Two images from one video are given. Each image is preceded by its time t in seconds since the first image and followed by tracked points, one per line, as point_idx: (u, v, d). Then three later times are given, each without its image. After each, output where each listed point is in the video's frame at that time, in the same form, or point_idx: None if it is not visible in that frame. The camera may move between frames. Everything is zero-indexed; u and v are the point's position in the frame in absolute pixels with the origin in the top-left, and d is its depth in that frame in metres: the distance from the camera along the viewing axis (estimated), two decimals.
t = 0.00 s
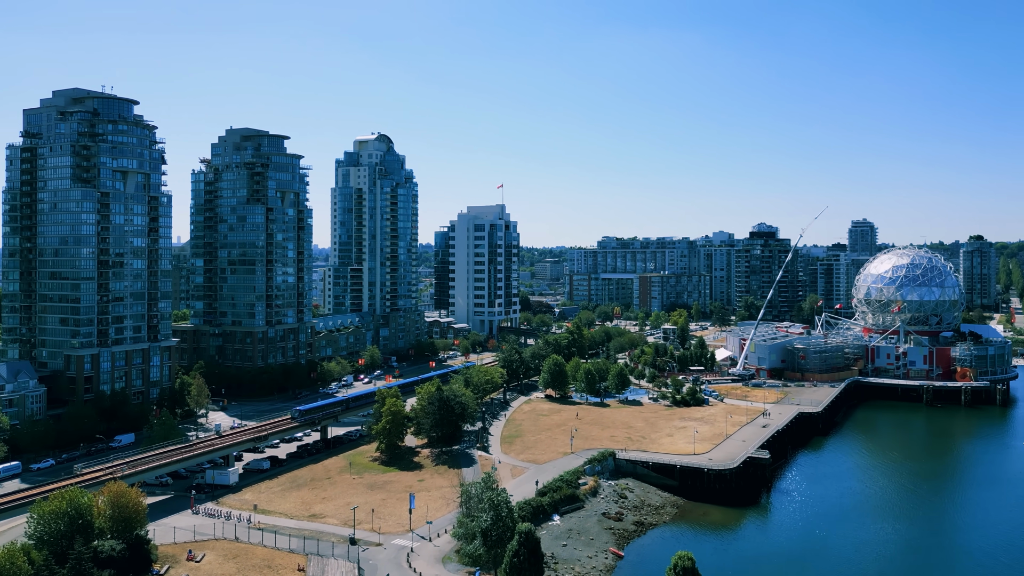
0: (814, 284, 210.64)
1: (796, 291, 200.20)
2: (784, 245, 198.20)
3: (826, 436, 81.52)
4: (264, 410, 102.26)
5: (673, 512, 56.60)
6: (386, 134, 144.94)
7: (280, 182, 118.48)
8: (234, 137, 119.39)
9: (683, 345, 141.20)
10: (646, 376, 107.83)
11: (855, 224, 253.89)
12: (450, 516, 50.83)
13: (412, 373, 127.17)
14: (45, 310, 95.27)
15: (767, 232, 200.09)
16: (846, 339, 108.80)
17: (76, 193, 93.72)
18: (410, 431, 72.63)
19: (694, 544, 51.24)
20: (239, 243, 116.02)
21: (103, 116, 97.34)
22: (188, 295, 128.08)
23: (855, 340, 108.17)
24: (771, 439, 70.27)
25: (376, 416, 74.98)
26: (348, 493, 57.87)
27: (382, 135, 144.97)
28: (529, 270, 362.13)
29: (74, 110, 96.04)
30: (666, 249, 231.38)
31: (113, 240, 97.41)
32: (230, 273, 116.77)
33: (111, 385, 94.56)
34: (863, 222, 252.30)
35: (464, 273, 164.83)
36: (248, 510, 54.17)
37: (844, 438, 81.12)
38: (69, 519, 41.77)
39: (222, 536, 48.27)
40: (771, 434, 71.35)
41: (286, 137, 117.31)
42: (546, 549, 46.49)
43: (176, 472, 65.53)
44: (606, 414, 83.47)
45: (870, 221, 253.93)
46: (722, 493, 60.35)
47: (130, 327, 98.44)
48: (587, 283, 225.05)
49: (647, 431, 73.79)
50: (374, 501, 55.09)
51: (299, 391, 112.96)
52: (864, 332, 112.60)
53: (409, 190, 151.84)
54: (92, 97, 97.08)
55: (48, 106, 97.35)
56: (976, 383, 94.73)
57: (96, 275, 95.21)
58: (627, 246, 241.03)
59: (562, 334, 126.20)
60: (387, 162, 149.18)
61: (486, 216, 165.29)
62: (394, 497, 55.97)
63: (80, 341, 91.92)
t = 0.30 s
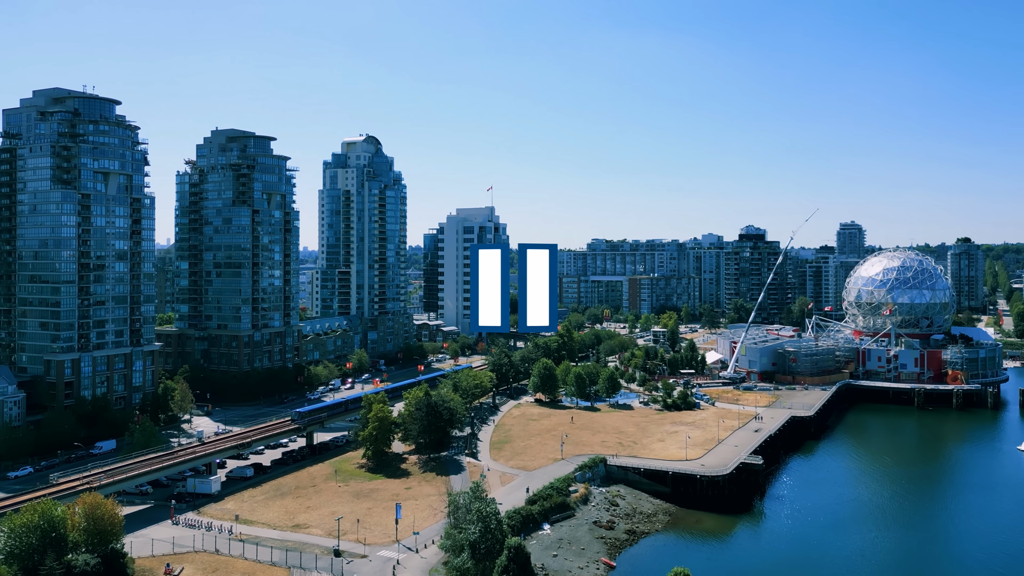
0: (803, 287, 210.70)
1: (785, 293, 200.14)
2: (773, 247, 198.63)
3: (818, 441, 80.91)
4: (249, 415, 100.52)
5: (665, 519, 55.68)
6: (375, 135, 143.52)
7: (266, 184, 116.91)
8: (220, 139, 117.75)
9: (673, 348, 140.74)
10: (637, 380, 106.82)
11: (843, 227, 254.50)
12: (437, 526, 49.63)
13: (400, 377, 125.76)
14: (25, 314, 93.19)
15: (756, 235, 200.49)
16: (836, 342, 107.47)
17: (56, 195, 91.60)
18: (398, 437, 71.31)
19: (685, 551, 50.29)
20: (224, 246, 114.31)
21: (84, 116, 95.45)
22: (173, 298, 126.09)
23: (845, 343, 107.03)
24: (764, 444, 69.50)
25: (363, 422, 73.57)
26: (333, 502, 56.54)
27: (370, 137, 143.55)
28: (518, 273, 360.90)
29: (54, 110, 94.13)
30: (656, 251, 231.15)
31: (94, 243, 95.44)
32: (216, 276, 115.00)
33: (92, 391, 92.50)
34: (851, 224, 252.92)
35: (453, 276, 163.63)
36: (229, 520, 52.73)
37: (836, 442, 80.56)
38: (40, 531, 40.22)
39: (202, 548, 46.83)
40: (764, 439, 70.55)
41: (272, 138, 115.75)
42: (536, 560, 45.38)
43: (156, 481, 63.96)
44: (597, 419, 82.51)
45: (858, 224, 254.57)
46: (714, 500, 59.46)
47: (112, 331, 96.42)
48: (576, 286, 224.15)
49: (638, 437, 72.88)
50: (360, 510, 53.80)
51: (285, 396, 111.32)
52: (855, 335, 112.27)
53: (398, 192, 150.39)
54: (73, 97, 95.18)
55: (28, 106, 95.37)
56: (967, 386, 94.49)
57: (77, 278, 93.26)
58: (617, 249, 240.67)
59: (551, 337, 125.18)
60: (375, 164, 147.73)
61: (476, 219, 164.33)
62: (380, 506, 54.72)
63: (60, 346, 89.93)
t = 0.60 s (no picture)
0: (793, 289, 210.72)
1: (776, 295, 200.07)
2: (764, 249, 198.87)
3: (811, 445, 80.27)
4: (236, 419, 98.97)
5: (658, 526, 54.74)
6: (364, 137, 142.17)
7: (254, 186, 115.43)
8: (207, 140, 116.14)
9: (663, 351, 140.26)
10: (628, 384, 105.91)
11: (832, 229, 255.07)
12: (426, 536, 48.49)
13: (389, 380, 124.47)
14: (6, 318, 91.38)
15: (746, 237, 200.68)
16: (828, 345, 107.50)
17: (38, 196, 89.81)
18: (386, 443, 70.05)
19: (678, 559, 49.38)
20: (211, 248, 112.76)
21: (67, 116, 93.72)
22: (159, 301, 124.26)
23: (837, 346, 107.05)
24: (757, 449, 68.72)
25: (350, 428, 72.26)
26: (319, 510, 55.26)
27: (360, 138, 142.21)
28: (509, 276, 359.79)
29: (37, 110, 92.38)
30: (646, 253, 230.84)
31: (77, 245, 93.71)
32: (203, 279, 113.44)
33: (75, 396, 90.69)
34: (841, 227, 253.47)
35: (443, 278, 162.50)
36: (212, 530, 51.38)
37: (829, 446, 80.02)
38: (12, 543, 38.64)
39: (183, 559, 45.50)
40: (758, 444, 69.83)
41: (260, 139, 114.24)
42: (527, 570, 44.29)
43: (139, 488, 62.67)
44: (589, 423, 81.52)
45: (848, 226, 255.05)
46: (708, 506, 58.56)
47: (96, 335, 94.61)
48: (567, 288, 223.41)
49: (630, 442, 71.96)
50: (347, 519, 52.54)
51: (274, 400, 109.80)
52: (846, 338, 111.83)
53: (387, 195, 149.10)
54: (56, 96, 93.43)
55: (10, 106, 93.55)
56: (960, 390, 93.99)
57: (60, 281, 91.58)
58: (607, 251, 240.31)
59: (542, 340, 124.18)
60: (365, 166, 146.39)
61: (466, 221, 163.41)
62: (367, 514, 53.50)
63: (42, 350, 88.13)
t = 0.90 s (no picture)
0: (784, 291, 210.44)
1: (767, 298, 199.70)
2: (755, 252, 198.83)
3: (805, 449, 79.58)
4: (223, 424, 97.42)
5: (652, 534, 53.83)
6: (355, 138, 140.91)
7: (243, 187, 114.01)
8: (196, 141, 114.59)
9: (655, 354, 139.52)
10: (621, 387, 105.05)
11: (823, 232, 255.29)
12: (416, 547, 47.40)
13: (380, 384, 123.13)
14: None
15: (737, 239, 200.49)
16: (820, 347, 106.85)
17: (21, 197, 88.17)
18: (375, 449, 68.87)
19: (672, 567, 48.44)
20: (199, 250, 111.26)
21: (52, 116, 92.11)
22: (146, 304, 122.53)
23: (830, 349, 106.42)
24: (752, 454, 67.92)
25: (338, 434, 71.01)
26: (306, 519, 54.05)
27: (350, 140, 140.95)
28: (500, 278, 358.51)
29: (20, 110, 90.73)
30: (638, 256, 230.31)
31: (61, 247, 92.00)
32: (191, 281, 111.90)
33: (59, 401, 88.91)
34: (832, 229, 253.65)
35: (435, 280, 161.27)
36: (196, 540, 50.11)
37: (823, 450, 79.36)
38: None
39: (166, 571, 44.24)
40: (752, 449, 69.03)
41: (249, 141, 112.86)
42: None
43: (122, 497, 61.09)
44: (581, 428, 80.52)
45: (839, 228, 255.22)
46: (702, 513, 57.72)
47: (80, 339, 92.80)
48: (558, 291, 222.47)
49: (623, 447, 71.04)
50: (334, 529, 51.36)
51: (263, 404, 108.31)
52: (839, 340, 111.43)
53: (378, 197, 147.83)
54: (40, 96, 91.82)
55: None
56: (954, 393, 93.78)
57: (43, 284, 89.90)
58: (599, 253, 239.78)
59: (534, 343, 123.10)
60: (356, 168, 145.09)
61: (458, 223, 162.26)
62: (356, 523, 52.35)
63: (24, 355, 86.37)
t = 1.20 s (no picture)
0: (776, 294, 210.21)
1: (760, 300, 199.29)
2: (747, 254, 198.68)
3: (800, 454, 78.73)
4: (211, 430, 95.79)
5: (647, 543, 52.78)
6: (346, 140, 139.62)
7: (231, 189, 112.44)
8: (183, 142, 112.97)
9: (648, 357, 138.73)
10: (614, 391, 104.08)
11: (814, 234, 255.44)
12: (405, 558, 46.15)
13: (371, 388, 121.65)
14: None
15: (729, 242, 200.33)
16: (813, 350, 106.06)
17: (3, 198, 86.46)
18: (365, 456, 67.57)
19: None
20: (187, 253, 109.69)
21: (35, 117, 90.47)
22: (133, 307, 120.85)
23: (823, 352, 105.61)
24: (747, 460, 66.99)
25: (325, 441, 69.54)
26: (292, 529, 52.69)
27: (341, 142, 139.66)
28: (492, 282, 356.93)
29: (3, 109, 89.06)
30: (630, 258, 229.68)
31: (45, 250, 90.22)
32: (178, 284, 110.30)
33: (42, 407, 87.12)
34: (823, 232, 253.79)
35: (426, 283, 159.96)
36: (179, 551, 48.70)
37: (819, 455, 78.51)
38: None
39: None
40: (747, 454, 68.08)
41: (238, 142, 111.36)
42: None
43: (104, 506, 59.60)
44: (575, 433, 79.44)
45: (831, 231, 255.29)
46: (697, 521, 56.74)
47: (64, 343, 91.02)
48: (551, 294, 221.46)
49: (618, 452, 70.01)
50: (321, 539, 50.00)
51: (251, 408, 106.75)
52: (833, 343, 110.73)
53: (369, 199, 146.51)
54: (24, 96, 90.19)
55: None
56: (949, 396, 93.19)
57: (26, 288, 88.13)
58: (591, 256, 238.78)
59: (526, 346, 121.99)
60: (347, 170, 143.75)
61: (449, 225, 161.04)
62: (343, 533, 51.02)
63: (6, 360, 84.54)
